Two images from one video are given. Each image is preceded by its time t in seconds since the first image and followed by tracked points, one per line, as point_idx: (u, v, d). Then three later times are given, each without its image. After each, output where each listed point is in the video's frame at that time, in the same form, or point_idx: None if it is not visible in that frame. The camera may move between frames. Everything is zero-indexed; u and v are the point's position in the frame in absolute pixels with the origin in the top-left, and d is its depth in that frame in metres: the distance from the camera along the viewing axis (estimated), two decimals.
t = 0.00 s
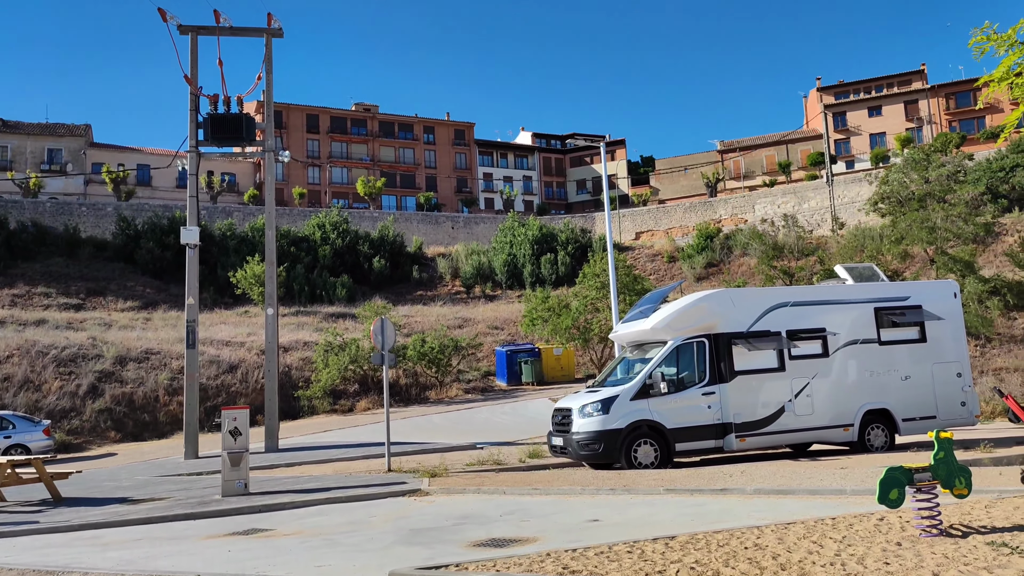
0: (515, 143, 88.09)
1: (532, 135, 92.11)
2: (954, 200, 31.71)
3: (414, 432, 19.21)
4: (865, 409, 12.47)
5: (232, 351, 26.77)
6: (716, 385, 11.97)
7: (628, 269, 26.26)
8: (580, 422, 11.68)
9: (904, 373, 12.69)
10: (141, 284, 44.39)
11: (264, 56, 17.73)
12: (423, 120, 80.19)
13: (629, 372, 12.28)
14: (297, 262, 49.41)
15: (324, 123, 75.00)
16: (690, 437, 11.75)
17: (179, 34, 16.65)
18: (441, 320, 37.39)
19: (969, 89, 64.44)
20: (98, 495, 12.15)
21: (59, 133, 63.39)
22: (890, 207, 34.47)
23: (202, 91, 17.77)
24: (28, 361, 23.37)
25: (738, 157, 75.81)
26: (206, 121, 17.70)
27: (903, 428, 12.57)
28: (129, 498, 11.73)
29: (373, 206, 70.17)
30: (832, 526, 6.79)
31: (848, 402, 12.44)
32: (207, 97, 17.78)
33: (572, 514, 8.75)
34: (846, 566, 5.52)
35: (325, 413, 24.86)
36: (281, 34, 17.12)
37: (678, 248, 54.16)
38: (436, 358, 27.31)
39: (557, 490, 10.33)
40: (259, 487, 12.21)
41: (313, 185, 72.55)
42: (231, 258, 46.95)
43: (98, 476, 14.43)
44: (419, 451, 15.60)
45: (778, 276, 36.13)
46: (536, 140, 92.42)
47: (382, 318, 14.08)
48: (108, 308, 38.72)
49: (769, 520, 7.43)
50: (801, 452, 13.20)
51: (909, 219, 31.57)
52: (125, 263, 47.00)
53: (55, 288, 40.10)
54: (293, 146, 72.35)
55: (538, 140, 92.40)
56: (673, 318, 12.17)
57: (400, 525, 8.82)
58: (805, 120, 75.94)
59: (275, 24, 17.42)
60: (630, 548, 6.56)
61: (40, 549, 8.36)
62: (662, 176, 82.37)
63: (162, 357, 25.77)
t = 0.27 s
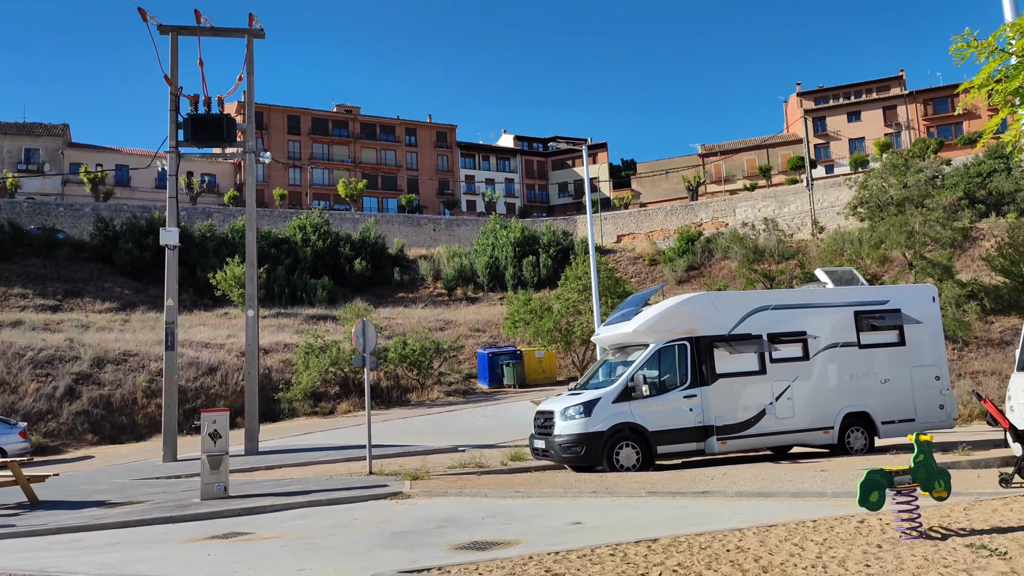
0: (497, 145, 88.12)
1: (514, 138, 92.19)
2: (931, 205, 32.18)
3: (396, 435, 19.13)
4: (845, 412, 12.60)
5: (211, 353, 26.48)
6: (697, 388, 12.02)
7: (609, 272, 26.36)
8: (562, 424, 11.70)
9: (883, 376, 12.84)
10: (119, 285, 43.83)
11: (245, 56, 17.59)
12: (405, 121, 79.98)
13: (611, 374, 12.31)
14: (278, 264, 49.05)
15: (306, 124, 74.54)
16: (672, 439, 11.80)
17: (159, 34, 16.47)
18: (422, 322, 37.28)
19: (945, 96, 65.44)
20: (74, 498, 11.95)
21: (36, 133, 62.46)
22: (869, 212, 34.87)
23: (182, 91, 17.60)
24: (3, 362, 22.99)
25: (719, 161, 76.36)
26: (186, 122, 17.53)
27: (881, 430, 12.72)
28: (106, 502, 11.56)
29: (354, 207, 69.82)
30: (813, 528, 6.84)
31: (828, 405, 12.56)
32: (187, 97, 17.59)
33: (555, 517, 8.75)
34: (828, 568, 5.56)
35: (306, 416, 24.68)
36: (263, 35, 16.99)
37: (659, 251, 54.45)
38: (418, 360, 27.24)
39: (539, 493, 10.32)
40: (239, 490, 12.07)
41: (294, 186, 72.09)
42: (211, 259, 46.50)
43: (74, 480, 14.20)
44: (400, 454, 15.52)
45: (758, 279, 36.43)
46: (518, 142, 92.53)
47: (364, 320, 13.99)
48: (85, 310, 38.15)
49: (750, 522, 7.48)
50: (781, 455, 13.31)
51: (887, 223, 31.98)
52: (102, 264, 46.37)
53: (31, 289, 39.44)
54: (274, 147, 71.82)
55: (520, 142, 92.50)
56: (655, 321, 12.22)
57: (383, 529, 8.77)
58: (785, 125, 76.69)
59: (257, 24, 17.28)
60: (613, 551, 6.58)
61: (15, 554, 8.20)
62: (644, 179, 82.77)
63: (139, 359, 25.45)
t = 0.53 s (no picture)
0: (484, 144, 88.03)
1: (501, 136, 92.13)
2: (915, 205, 32.52)
3: (383, 433, 19.07)
4: (831, 411, 12.69)
5: (196, 351, 26.29)
6: (684, 387, 12.08)
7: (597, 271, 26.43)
8: (550, 423, 11.71)
9: (868, 375, 12.94)
10: (102, 283, 43.43)
11: (232, 53, 17.47)
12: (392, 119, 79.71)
13: (599, 373, 12.33)
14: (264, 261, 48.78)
15: (292, 121, 74.15)
16: (659, 438, 11.84)
17: (144, 29, 16.30)
18: (409, 321, 37.20)
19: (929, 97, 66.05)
20: (57, 498, 11.82)
21: (18, 128, 61.76)
22: (853, 212, 35.17)
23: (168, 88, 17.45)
24: None
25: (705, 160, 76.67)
26: (171, 119, 17.37)
27: (866, 429, 12.82)
28: (89, 501, 11.45)
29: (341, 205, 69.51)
30: (800, 526, 6.89)
31: (813, 403, 12.65)
32: (173, 94, 17.44)
33: (543, 515, 8.75)
34: (814, 566, 5.60)
35: (292, 414, 24.55)
36: (250, 31, 16.87)
37: (646, 251, 54.64)
38: (405, 359, 27.17)
39: (526, 491, 10.33)
40: (225, 489, 12.00)
41: (280, 184, 71.71)
42: (196, 256, 46.17)
43: (56, 479, 14.04)
44: (387, 453, 15.48)
45: (744, 279, 36.61)
46: (506, 141, 92.48)
47: (351, 318, 13.94)
48: (68, 308, 37.76)
49: (736, 521, 7.52)
50: (768, 453, 13.40)
51: (871, 224, 32.25)
52: (85, 261, 45.94)
53: (12, 286, 38.98)
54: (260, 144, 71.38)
55: (508, 141, 92.46)
56: (642, 320, 12.26)
57: (370, 528, 8.73)
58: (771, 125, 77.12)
59: (244, 20, 17.15)
60: (601, 550, 6.59)
61: None
62: (631, 178, 83.00)
63: (123, 357, 25.21)
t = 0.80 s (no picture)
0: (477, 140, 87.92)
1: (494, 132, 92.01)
2: (905, 202, 32.70)
3: (375, 429, 19.05)
4: (821, 407, 12.76)
5: (186, 347, 26.17)
6: (677, 383, 12.11)
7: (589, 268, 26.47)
8: (543, 418, 11.72)
9: (859, 371, 13.01)
10: (91, 278, 43.16)
11: (223, 47, 17.36)
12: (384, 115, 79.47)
13: (591, 369, 12.36)
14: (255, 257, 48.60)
15: (284, 116, 73.81)
16: (652, 434, 11.88)
17: (136, 23, 16.23)
18: (401, 317, 37.15)
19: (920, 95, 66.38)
20: (46, 494, 11.76)
21: (6, 123, 61.22)
22: (844, 209, 35.27)
23: (158, 82, 17.33)
24: None
25: (697, 157, 76.81)
26: (162, 113, 17.26)
27: (857, 424, 12.90)
28: (79, 498, 11.39)
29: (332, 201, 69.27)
30: (792, 521, 6.93)
31: (804, 399, 12.71)
32: (163, 88, 17.32)
33: (536, 511, 8.76)
34: (806, 560, 5.63)
35: (284, 411, 24.50)
36: (242, 25, 16.77)
37: (638, 247, 54.72)
38: (397, 355, 27.13)
39: (519, 487, 10.34)
40: (216, 485, 11.96)
41: (271, 179, 71.42)
42: (186, 252, 45.93)
43: (45, 476, 13.96)
44: (380, 449, 15.47)
45: (736, 275, 36.68)
46: (498, 137, 92.37)
47: (344, 314, 13.90)
48: (57, 303, 37.50)
49: (729, 516, 7.55)
50: (759, 449, 13.46)
51: (862, 221, 32.43)
52: (75, 256, 45.61)
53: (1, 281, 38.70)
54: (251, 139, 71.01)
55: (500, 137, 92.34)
56: (635, 316, 12.29)
57: (362, 524, 8.72)
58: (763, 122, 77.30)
59: (235, 14, 17.05)
60: (594, 545, 6.61)
61: None
62: (623, 175, 83.09)
63: (113, 353, 25.07)
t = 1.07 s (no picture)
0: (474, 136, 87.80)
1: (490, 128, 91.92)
2: (901, 198, 32.81)
3: (373, 425, 19.08)
4: (817, 402, 12.81)
5: (183, 343, 26.15)
6: (674, 378, 12.15)
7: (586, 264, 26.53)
8: (540, 414, 11.75)
9: (854, 367, 13.07)
10: (87, 274, 43.07)
11: (219, 41, 17.31)
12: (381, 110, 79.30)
13: (588, 365, 12.39)
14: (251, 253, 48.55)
15: (280, 112, 73.62)
16: (648, 429, 11.91)
17: (131, 17, 16.16)
18: (398, 313, 37.16)
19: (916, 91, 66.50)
20: (43, 490, 11.75)
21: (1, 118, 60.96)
22: (840, 205, 35.30)
23: (154, 76, 17.28)
24: None
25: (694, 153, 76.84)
26: (157, 108, 17.20)
27: (852, 420, 12.95)
28: (76, 493, 11.39)
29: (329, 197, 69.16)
30: (788, 515, 6.97)
31: (800, 394, 12.76)
32: (159, 83, 17.27)
33: (534, 506, 8.80)
34: (803, 554, 5.66)
35: (280, 406, 24.51)
36: (238, 20, 16.73)
37: (634, 243, 54.77)
38: (394, 351, 27.12)
39: (516, 482, 10.37)
40: (213, 481, 11.96)
41: (267, 175, 71.28)
42: (182, 248, 45.84)
43: (42, 472, 13.95)
44: (377, 445, 15.49)
45: (733, 271, 36.72)
46: (495, 133, 92.27)
47: (341, 310, 13.89)
48: (52, 299, 37.40)
49: (726, 510, 7.59)
50: (755, 444, 13.51)
51: (858, 216, 32.55)
52: (70, 252, 45.49)
53: None
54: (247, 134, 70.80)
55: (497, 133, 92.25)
56: (631, 312, 12.32)
57: (360, 519, 8.75)
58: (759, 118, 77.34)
59: (231, 8, 17.00)
60: (592, 539, 6.64)
61: None
62: (620, 171, 83.11)
63: (109, 349, 25.02)
